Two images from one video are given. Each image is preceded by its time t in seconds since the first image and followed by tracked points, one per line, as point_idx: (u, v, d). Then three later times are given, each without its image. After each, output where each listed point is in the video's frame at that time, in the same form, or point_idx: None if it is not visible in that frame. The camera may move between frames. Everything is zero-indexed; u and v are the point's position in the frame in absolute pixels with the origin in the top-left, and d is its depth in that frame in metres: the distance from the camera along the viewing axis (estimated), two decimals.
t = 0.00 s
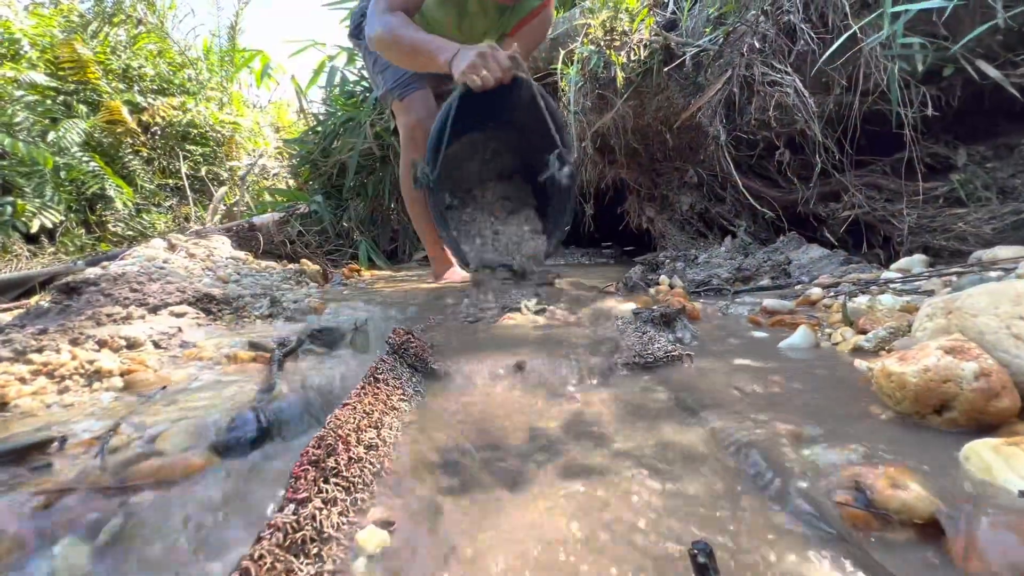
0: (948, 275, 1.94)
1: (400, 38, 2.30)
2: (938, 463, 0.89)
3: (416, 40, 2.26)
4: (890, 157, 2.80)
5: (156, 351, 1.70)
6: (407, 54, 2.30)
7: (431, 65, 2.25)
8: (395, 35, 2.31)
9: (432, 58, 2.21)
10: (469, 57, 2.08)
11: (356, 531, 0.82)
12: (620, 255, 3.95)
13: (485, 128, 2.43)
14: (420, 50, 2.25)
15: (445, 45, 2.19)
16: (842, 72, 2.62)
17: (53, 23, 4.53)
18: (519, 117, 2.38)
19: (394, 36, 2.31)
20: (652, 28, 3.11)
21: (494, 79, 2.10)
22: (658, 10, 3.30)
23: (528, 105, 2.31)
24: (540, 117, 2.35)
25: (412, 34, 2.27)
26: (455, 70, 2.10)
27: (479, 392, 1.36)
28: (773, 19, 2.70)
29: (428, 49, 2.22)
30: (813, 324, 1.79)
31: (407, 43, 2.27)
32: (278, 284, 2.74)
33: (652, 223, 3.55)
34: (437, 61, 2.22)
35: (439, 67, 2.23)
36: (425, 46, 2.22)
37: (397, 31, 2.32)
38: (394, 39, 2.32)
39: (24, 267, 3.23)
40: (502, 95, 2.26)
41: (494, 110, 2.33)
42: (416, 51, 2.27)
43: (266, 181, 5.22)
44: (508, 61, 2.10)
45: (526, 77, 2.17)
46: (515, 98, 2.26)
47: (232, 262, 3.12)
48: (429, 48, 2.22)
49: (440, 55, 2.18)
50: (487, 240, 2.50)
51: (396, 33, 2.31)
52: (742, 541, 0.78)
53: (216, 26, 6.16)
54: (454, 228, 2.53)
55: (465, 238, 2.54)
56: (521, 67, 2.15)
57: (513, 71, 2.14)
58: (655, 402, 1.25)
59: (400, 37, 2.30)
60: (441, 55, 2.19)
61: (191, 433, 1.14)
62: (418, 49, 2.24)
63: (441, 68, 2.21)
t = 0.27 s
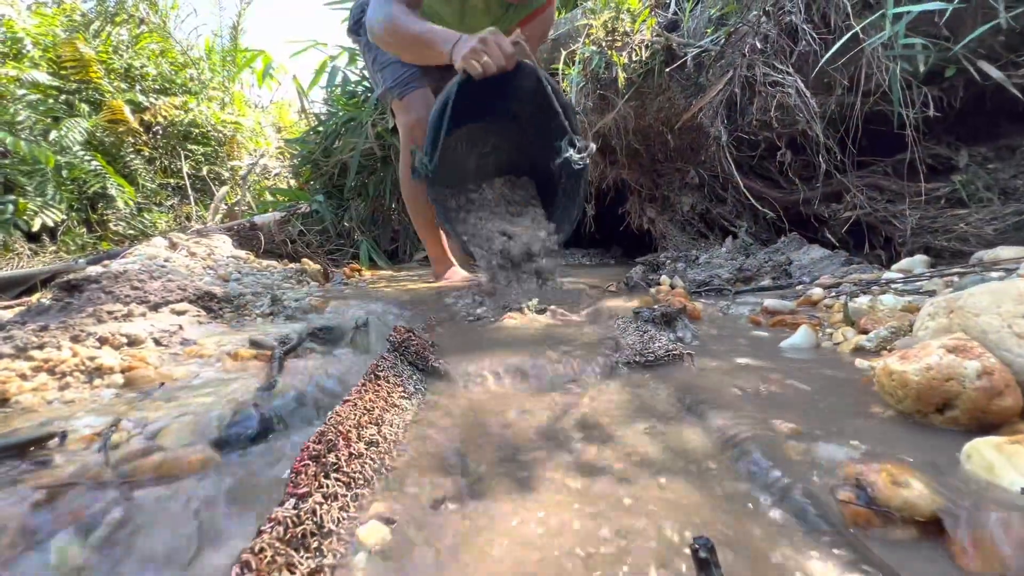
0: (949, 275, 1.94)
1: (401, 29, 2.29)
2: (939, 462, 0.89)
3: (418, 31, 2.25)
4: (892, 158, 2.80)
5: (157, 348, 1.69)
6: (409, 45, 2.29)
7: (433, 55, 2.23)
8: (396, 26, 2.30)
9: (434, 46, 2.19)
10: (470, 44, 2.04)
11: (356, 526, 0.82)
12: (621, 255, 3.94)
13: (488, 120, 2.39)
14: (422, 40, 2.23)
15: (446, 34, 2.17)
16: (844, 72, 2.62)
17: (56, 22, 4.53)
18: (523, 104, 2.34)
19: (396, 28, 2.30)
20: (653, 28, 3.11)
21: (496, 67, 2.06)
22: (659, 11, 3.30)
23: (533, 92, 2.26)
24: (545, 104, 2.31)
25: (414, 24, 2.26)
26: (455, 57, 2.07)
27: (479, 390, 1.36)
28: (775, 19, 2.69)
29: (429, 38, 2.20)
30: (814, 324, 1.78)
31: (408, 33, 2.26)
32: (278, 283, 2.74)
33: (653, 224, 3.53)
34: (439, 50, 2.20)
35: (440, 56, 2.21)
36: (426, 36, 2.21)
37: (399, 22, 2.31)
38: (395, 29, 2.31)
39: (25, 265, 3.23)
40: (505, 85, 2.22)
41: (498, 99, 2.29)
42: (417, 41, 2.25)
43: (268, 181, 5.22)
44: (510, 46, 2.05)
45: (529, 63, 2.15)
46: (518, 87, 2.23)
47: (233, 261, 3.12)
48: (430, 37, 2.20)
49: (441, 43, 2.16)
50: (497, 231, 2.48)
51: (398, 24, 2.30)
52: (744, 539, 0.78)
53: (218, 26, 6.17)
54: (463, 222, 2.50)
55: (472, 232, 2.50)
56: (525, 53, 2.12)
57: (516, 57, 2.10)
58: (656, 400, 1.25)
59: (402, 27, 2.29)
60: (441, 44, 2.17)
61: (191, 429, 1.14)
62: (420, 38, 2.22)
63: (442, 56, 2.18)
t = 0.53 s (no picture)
0: (950, 278, 1.94)
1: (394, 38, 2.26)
2: (939, 463, 0.89)
3: (410, 40, 2.22)
4: (893, 160, 2.80)
5: (159, 347, 1.70)
6: (400, 54, 2.26)
7: (423, 66, 2.20)
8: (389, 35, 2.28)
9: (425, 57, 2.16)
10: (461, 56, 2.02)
11: (358, 526, 0.82)
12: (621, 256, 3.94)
13: (487, 125, 2.41)
14: (413, 50, 2.21)
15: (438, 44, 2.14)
16: (845, 74, 2.62)
17: (59, 22, 4.55)
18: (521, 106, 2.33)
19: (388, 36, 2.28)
20: (655, 29, 3.12)
21: (486, 80, 2.03)
22: (660, 12, 3.30)
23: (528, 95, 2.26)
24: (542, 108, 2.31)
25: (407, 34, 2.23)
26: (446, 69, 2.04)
27: (480, 390, 1.36)
28: (777, 20, 2.70)
29: (421, 48, 2.18)
30: (815, 325, 1.78)
31: (400, 43, 2.24)
32: (280, 282, 2.74)
33: (654, 225, 3.54)
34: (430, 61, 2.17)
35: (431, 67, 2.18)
36: (417, 45, 2.18)
37: (391, 30, 2.28)
38: (388, 38, 2.28)
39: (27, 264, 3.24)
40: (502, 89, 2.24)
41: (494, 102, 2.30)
42: (409, 52, 2.22)
43: (269, 181, 5.23)
44: (502, 59, 2.03)
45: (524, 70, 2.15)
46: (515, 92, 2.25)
47: (234, 260, 3.13)
48: (422, 47, 2.17)
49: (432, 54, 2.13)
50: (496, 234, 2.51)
51: (391, 33, 2.28)
52: (743, 540, 0.78)
53: (220, 26, 6.17)
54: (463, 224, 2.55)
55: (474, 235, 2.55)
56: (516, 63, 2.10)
57: (507, 69, 2.07)
58: (656, 401, 1.25)
59: (395, 36, 2.26)
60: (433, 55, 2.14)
61: (193, 428, 1.15)
62: (412, 48, 2.20)
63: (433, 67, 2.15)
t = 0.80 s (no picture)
0: (953, 280, 1.93)
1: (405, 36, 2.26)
2: (946, 466, 0.89)
3: (422, 40, 2.22)
4: (896, 161, 2.79)
5: (161, 347, 1.70)
6: (410, 51, 2.26)
7: (433, 67, 2.21)
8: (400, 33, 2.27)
9: (436, 59, 2.17)
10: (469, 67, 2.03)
11: (362, 526, 0.81)
12: (623, 257, 3.94)
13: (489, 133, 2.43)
14: (424, 51, 2.21)
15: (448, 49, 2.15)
16: (848, 75, 2.61)
17: (62, 22, 4.56)
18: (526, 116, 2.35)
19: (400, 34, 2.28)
20: (658, 30, 3.12)
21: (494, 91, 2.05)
22: (663, 12, 3.29)
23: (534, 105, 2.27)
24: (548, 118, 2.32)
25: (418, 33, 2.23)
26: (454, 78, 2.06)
27: (483, 391, 1.36)
28: (780, 21, 2.70)
29: (432, 50, 2.18)
30: (818, 326, 1.78)
31: (412, 42, 2.24)
32: (282, 282, 2.74)
33: (656, 226, 3.53)
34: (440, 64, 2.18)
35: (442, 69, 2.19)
36: (428, 47, 2.18)
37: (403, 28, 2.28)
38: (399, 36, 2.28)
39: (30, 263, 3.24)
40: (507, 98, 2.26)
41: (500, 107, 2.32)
42: (420, 52, 2.23)
43: (271, 181, 5.24)
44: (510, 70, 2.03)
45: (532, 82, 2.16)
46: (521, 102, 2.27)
47: (236, 260, 3.13)
48: (432, 49, 2.18)
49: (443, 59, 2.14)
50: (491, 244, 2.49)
51: (403, 30, 2.27)
52: (749, 542, 0.78)
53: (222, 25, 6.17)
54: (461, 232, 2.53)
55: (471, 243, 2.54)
56: (525, 74, 2.10)
57: (516, 79, 2.08)
58: (660, 402, 1.25)
59: (406, 35, 2.26)
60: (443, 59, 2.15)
61: (196, 427, 1.14)
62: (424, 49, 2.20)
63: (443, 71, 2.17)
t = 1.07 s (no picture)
0: (957, 280, 1.92)
1: (406, 44, 2.30)
2: (952, 466, 0.88)
3: (423, 49, 2.26)
4: (899, 161, 2.79)
5: (163, 345, 1.69)
6: (412, 58, 2.30)
7: (437, 76, 2.25)
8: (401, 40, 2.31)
9: (437, 70, 2.22)
10: (470, 81, 2.07)
11: (364, 526, 0.81)
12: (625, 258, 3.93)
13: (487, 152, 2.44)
14: (425, 59, 2.25)
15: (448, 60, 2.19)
16: (852, 74, 2.60)
17: (65, 21, 4.56)
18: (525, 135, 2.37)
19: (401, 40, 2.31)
20: (660, 30, 3.11)
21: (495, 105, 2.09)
22: (666, 12, 3.28)
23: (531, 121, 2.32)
24: (546, 135, 2.36)
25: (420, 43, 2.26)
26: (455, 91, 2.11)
27: (485, 391, 1.35)
28: (783, 21, 2.70)
29: (432, 61, 2.23)
30: (821, 327, 1.77)
31: (413, 50, 2.28)
32: (283, 281, 2.74)
33: (658, 226, 3.52)
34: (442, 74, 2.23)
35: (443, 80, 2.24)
36: (430, 57, 2.23)
37: (403, 34, 2.31)
38: (400, 42, 2.32)
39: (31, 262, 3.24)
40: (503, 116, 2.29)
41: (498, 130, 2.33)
42: (422, 60, 2.27)
43: (272, 180, 5.25)
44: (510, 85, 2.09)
45: (529, 98, 2.22)
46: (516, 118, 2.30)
47: (238, 259, 3.13)
48: (433, 59, 2.22)
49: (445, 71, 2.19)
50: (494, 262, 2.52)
51: (404, 35, 2.31)
52: (754, 542, 0.77)
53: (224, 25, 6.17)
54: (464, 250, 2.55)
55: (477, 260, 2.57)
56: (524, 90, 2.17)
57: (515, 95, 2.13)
58: (663, 402, 1.24)
59: (407, 41, 2.30)
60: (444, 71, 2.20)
61: (196, 426, 1.14)
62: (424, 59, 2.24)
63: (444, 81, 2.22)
